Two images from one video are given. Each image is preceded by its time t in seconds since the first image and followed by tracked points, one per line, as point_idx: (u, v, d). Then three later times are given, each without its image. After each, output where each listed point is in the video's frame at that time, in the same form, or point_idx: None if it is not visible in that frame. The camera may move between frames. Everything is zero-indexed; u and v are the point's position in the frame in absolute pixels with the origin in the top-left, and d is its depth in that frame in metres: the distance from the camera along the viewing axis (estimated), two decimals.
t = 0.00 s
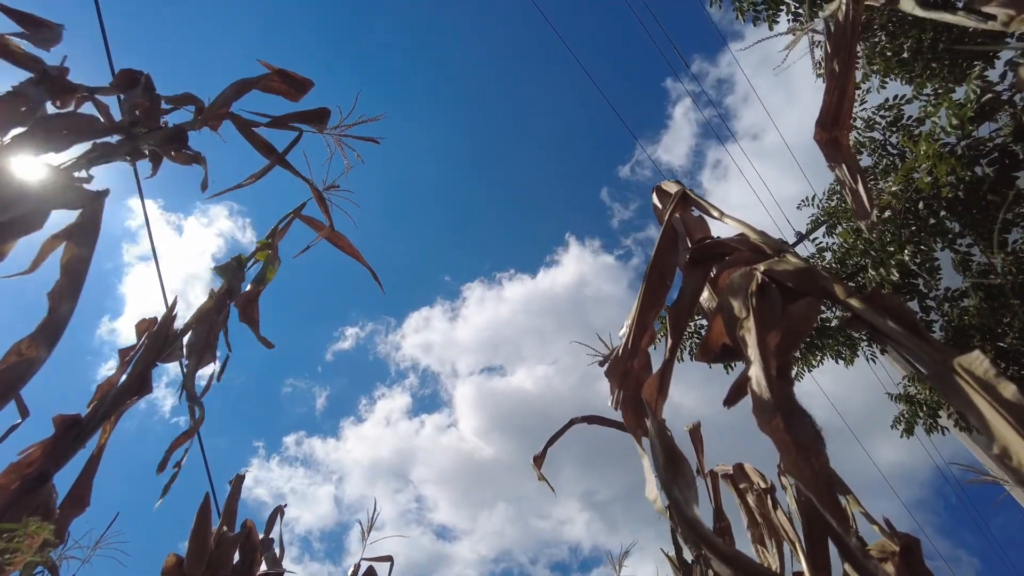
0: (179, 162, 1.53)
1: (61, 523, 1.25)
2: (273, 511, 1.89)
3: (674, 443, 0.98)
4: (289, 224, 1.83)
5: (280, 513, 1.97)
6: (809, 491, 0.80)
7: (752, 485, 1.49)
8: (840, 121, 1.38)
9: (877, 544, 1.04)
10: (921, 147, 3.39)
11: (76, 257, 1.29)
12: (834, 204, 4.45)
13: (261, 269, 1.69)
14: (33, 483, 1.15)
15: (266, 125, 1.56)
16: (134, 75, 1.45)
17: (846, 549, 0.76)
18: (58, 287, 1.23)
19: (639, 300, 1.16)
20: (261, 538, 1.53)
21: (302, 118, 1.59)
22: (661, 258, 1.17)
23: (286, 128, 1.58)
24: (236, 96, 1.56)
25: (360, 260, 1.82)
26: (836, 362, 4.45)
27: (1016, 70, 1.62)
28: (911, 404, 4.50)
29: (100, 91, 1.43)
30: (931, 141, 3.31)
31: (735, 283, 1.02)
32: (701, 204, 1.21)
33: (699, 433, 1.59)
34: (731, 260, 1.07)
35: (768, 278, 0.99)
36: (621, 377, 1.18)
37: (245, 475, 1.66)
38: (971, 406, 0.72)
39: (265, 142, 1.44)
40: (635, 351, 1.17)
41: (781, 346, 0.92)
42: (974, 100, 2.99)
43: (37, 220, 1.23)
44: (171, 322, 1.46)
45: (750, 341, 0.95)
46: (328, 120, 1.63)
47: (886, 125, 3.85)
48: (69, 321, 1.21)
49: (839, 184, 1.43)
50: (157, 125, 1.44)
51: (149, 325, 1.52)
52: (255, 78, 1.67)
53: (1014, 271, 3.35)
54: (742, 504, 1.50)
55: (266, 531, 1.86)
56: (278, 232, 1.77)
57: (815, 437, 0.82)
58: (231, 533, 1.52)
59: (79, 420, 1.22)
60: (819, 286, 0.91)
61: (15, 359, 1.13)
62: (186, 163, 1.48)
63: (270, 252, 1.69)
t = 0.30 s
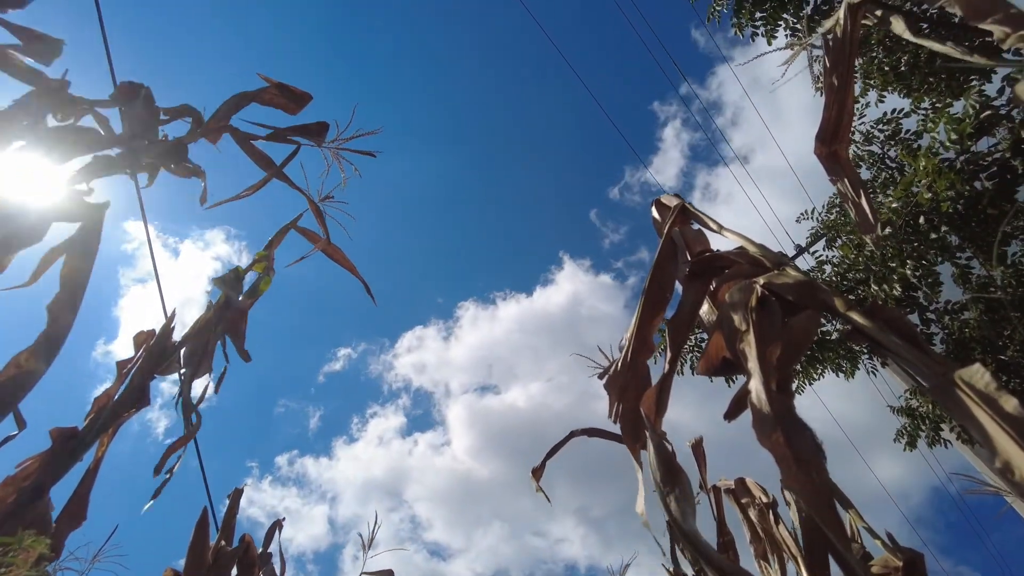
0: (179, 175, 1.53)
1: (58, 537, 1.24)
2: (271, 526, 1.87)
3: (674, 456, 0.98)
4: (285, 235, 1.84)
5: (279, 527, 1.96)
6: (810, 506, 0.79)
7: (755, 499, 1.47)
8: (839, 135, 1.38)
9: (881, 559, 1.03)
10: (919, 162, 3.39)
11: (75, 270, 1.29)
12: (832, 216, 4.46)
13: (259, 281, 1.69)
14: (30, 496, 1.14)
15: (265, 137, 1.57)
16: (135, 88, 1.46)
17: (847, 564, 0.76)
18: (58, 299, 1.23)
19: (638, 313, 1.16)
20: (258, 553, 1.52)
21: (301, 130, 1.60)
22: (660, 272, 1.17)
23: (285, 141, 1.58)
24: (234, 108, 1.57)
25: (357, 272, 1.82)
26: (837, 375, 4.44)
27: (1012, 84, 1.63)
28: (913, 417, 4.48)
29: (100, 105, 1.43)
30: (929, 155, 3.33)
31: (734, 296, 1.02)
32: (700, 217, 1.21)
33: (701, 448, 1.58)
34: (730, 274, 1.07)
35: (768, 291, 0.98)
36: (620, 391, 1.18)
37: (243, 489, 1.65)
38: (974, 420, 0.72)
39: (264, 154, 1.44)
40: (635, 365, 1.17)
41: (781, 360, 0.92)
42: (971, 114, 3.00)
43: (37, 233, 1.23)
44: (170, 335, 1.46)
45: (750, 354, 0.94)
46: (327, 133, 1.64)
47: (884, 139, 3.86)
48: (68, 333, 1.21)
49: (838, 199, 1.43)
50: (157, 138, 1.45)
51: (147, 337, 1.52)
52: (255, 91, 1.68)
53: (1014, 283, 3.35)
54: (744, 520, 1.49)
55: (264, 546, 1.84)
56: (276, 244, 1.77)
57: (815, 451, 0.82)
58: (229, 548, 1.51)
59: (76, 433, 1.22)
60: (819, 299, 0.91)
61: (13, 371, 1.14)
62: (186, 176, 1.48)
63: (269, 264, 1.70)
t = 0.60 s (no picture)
0: (180, 187, 1.54)
1: (55, 551, 1.23)
2: (270, 539, 1.86)
3: (674, 468, 0.98)
4: (285, 246, 1.84)
5: (278, 540, 1.94)
6: (811, 520, 0.79)
7: (756, 512, 1.47)
8: (839, 148, 1.39)
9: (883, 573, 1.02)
10: (918, 173, 3.40)
11: (75, 281, 1.29)
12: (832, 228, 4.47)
13: (259, 293, 1.69)
14: (27, 509, 1.14)
15: (265, 148, 1.58)
16: (137, 99, 1.46)
17: None
18: (58, 311, 1.23)
19: (639, 326, 1.16)
20: (256, 567, 1.51)
21: (302, 141, 1.61)
22: (660, 285, 1.17)
23: (285, 151, 1.59)
24: (235, 120, 1.58)
25: (357, 283, 1.82)
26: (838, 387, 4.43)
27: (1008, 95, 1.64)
28: (915, 429, 4.46)
29: (102, 117, 1.44)
30: (928, 168, 3.33)
31: (735, 308, 1.02)
32: (700, 229, 1.21)
33: (701, 460, 1.57)
34: (731, 286, 1.07)
35: (768, 303, 0.98)
36: (621, 404, 1.17)
37: (242, 502, 1.64)
38: (975, 433, 0.71)
39: (264, 165, 1.45)
40: (636, 378, 1.17)
41: (782, 372, 0.92)
42: (969, 127, 3.01)
43: (38, 245, 1.24)
44: (169, 347, 1.46)
45: (750, 367, 0.94)
46: (327, 142, 1.65)
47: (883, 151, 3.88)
48: (67, 345, 1.21)
49: (838, 212, 1.43)
50: (158, 150, 1.45)
51: (147, 348, 1.52)
52: (255, 102, 1.69)
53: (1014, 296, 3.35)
54: (746, 533, 1.48)
55: (263, 559, 1.83)
56: (276, 255, 1.77)
57: (816, 464, 0.81)
58: (227, 561, 1.50)
59: (75, 445, 1.21)
60: (819, 312, 0.91)
61: (12, 384, 1.14)
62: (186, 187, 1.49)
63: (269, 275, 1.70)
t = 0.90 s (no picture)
0: (181, 201, 1.54)
1: (51, 566, 1.22)
2: (268, 555, 1.84)
3: (675, 482, 0.97)
4: (286, 261, 1.84)
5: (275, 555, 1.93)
6: (812, 534, 0.78)
7: (757, 526, 1.46)
8: (837, 162, 1.40)
9: None
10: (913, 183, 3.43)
11: (75, 294, 1.29)
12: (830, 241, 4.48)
13: (258, 306, 1.69)
14: (23, 524, 1.13)
15: (266, 165, 1.58)
16: (139, 115, 1.47)
17: None
18: (57, 324, 1.23)
19: (639, 339, 1.16)
20: None
21: (303, 157, 1.61)
22: (660, 298, 1.17)
23: (287, 168, 1.60)
24: (237, 136, 1.59)
25: (357, 297, 1.82)
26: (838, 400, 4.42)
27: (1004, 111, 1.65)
28: (915, 442, 4.45)
29: (104, 131, 1.45)
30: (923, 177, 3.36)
31: (735, 321, 1.03)
32: (699, 242, 1.21)
33: (702, 475, 1.57)
34: (730, 299, 1.07)
35: (767, 316, 0.99)
36: (621, 417, 1.17)
37: (240, 517, 1.63)
38: (977, 446, 0.71)
39: (263, 183, 1.45)
40: (636, 391, 1.16)
41: (782, 386, 0.91)
42: (965, 138, 3.04)
43: (38, 259, 1.24)
44: (168, 361, 1.46)
45: (751, 380, 0.94)
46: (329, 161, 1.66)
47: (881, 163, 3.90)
48: (65, 359, 1.21)
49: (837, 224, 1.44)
50: (160, 164, 1.46)
51: (146, 362, 1.52)
52: (257, 119, 1.70)
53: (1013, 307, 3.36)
54: (746, 548, 1.47)
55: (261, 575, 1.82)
56: (276, 269, 1.78)
57: (817, 478, 0.81)
58: None
59: (72, 459, 1.21)
60: (819, 324, 0.92)
61: (10, 397, 1.14)
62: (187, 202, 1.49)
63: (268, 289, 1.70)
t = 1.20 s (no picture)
0: (183, 214, 1.55)
1: None
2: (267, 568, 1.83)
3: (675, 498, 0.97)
4: (288, 273, 1.85)
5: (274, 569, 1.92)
6: (811, 550, 0.78)
7: (760, 542, 1.45)
8: (839, 177, 1.40)
9: None
10: (915, 197, 3.45)
11: (75, 307, 1.29)
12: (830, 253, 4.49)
13: (258, 318, 1.69)
14: (19, 537, 1.12)
15: (269, 177, 1.59)
16: (141, 128, 1.48)
17: None
18: (57, 337, 1.23)
19: (640, 356, 1.16)
20: None
21: (305, 170, 1.62)
22: (661, 313, 1.18)
23: (289, 180, 1.60)
24: (240, 149, 1.59)
25: (361, 310, 1.82)
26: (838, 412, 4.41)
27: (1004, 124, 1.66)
28: (916, 455, 4.43)
29: (107, 144, 1.46)
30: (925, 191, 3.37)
31: (735, 335, 1.03)
32: (699, 256, 1.22)
33: (705, 490, 1.56)
34: (731, 313, 1.08)
35: (768, 330, 0.99)
36: (624, 435, 1.17)
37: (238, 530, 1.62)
38: (978, 460, 0.71)
39: (268, 195, 1.46)
40: (638, 408, 1.16)
41: (783, 400, 0.91)
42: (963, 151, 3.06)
43: (38, 272, 1.25)
44: (168, 373, 1.45)
45: (751, 395, 0.94)
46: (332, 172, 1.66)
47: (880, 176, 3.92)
48: (64, 371, 1.21)
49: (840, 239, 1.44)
50: (162, 177, 1.46)
51: (144, 375, 1.51)
52: (260, 132, 1.71)
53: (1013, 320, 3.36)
54: (749, 563, 1.46)
55: None
56: (277, 282, 1.78)
57: (817, 494, 0.81)
58: None
59: (70, 472, 1.21)
60: (819, 338, 0.92)
61: (8, 410, 1.13)
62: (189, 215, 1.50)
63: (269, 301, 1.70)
